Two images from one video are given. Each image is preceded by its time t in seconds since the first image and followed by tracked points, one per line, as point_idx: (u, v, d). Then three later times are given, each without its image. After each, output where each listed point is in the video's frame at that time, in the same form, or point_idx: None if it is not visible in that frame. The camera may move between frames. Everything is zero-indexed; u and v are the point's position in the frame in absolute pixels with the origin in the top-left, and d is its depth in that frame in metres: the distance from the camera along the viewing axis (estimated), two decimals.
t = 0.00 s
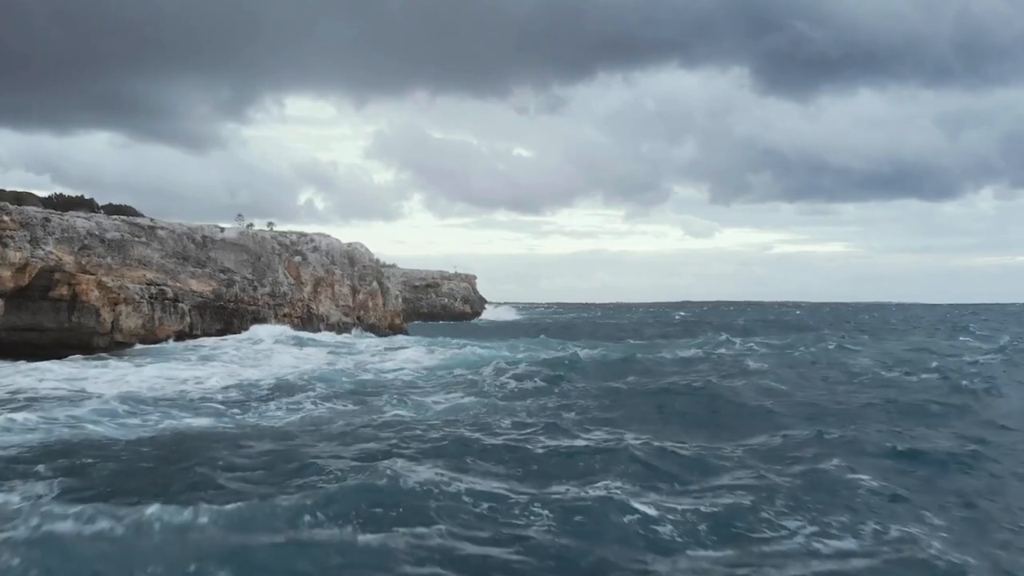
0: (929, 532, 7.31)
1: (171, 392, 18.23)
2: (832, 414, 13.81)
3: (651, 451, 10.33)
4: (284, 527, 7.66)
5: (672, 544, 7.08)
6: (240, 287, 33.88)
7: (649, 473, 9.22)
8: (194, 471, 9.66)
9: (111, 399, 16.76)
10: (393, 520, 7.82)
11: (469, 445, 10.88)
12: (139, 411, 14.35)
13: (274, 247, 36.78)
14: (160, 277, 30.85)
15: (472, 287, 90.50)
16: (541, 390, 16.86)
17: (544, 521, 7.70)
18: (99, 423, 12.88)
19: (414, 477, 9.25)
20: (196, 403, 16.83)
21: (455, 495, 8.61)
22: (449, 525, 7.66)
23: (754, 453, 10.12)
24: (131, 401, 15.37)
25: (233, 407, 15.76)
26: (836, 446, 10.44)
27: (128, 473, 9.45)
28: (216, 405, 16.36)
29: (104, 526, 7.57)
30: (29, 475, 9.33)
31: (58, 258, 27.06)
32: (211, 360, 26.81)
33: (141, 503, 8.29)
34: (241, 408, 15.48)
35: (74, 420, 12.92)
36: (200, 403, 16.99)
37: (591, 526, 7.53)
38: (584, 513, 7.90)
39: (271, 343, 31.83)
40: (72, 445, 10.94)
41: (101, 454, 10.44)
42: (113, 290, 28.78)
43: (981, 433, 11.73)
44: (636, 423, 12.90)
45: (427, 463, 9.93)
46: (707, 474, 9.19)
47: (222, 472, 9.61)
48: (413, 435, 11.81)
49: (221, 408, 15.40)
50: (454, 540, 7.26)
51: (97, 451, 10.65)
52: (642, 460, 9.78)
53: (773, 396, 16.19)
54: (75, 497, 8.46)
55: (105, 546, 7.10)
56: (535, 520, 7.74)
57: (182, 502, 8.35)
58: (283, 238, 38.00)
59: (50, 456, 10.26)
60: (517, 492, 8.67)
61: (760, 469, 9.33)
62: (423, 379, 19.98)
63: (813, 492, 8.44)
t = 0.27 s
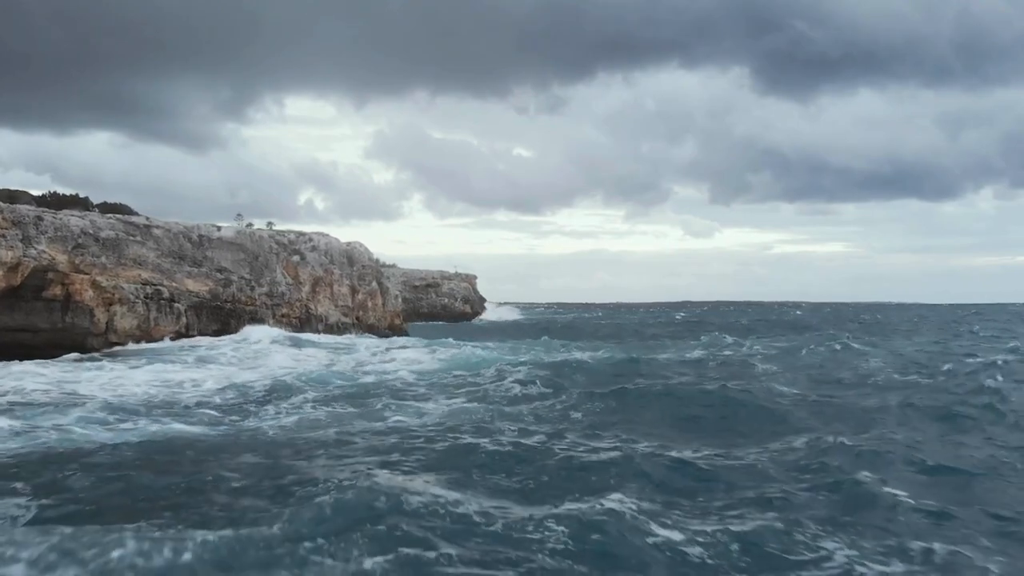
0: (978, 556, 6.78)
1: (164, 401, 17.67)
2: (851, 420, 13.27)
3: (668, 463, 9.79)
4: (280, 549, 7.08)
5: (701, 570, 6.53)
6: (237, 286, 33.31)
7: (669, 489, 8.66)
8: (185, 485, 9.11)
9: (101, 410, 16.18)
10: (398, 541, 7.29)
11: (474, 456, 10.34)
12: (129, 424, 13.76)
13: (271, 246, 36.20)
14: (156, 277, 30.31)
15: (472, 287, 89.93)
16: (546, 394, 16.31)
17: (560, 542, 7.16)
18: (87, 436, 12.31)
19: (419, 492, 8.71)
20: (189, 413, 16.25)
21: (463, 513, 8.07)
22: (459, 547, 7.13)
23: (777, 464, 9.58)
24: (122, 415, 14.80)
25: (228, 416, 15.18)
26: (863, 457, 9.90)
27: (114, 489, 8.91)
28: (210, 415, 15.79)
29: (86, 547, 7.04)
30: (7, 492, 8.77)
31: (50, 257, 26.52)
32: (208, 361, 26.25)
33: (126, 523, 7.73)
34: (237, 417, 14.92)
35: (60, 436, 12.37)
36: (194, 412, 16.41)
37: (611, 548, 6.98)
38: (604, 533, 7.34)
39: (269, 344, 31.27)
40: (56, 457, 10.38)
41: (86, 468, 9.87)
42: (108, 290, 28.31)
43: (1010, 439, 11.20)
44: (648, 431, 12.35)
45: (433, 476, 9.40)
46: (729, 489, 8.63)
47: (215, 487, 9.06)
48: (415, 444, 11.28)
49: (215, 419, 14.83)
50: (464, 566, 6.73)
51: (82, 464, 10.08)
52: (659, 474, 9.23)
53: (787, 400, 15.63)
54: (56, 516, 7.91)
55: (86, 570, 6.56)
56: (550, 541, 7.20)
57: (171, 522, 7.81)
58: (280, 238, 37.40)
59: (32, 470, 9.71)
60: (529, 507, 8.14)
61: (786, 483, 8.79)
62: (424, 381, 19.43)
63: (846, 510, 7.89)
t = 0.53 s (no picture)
0: None
1: (157, 408, 17.17)
2: (871, 425, 12.73)
3: (686, 476, 9.23)
4: None
5: None
6: (234, 286, 32.76)
7: (690, 507, 8.11)
8: (173, 502, 8.59)
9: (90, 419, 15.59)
10: (402, 568, 6.76)
11: (481, 468, 9.81)
12: (118, 436, 13.20)
13: (269, 246, 35.58)
14: (151, 276, 29.79)
15: (472, 287, 89.36)
16: (552, 398, 15.76)
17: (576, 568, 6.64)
18: (74, 447, 11.77)
19: (422, 511, 8.18)
20: (183, 420, 15.69)
21: (471, 535, 7.54)
22: (469, 575, 6.59)
23: (803, 477, 9.02)
24: (111, 425, 14.23)
25: (223, 425, 14.62)
26: (893, 469, 9.35)
27: (97, 505, 8.39)
28: (204, 422, 15.22)
29: None
30: None
31: (43, 256, 26.03)
32: (205, 363, 25.71)
33: (106, 546, 7.20)
34: (231, 425, 14.35)
35: (45, 446, 11.86)
36: (188, 420, 15.85)
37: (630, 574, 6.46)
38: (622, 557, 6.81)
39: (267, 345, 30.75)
40: (38, 471, 9.87)
41: (68, 483, 9.30)
42: (102, 290, 27.85)
43: None
44: (661, 438, 11.79)
45: (438, 492, 8.87)
46: (755, 507, 8.08)
47: (206, 504, 8.49)
48: (418, 454, 10.75)
49: (208, 428, 14.28)
50: None
51: (65, 479, 9.51)
52: (678, 489, 8.68)
53: (801, 403, 15.09)
54: (32, 538, 7.38)
55: None
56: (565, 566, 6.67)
57: (156, 544, 7.27)
58: (278, 237, 36.79)
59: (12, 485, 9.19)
60: (542, 528, 7.61)
61: (815, 500, 8.23)
62: (425, 384, 18.86)
63: (885, 532, 7.33)
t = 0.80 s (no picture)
0: None
1: (151, 415, 16.65)
2: (896, 432, 12.17)
3: (707, 493, 8.64)
4: None
5: None
6: (231, 286, 32.12)
7: (716, 528, 7.54)
8: (161, 520, 8.06)
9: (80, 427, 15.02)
10: None
11: (488, 483, 9.23)
12: (108, 444, 12.63)
13: (267, 245, 34.79)
14: (147, 276, 29.25)
15: (473, 287, 88.75)
16: (559, 403, 15.17)
17: None
18: (60, 457, 11.25)
19: (427, 532, 7.64)
20: (177, 427, 15.12)
21: (480, 562, 6.97)
22: None
23: (832, 494, 8.46)
24: (100, 433, 13.67)
25: (218, 432, 14.06)
26: (927, 486, 8.78)
27: (80, 525, 7.87)
28: (199, 428, 14.67)
29: None
30: None
31: (35, 255, 25.55)
32: (201, 365, 25.15)
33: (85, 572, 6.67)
34: (226, 433, 13.78)
35: (30, 456, 11.33)
36: (182, 426, 15.28)
37: None
38: None
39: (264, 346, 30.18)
40: (19, 485, 9.35)
41: (48, 500, 8.72)
42: (96, 289, 27.35)
43: None
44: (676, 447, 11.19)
45: (442, 511, 8.31)
46: (785, 529, 7.50)
47: (194, 525, 7.91)
48: (421, 467, 10.16)
49: (202, 435, 13.72)
50: None
51: (45, 494, 8.94)
52: (700, 508, 8.10)
53: (818, 408, 14.51)
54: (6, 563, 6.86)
55: None
56: None
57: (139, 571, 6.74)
58: (276, 236, 35.99)
59: None
60: (556, 553, 7.05)
61: (850, 521, 7.65)
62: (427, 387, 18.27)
63: (930, 559, 6.76)
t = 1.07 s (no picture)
0: None
1: (144, 420, 16.14)
2: (920, 439, 11.60)
3: (728, 511, 8.09)
4: None
5: None
6: (228, 286, 31.27)
7: (741, 552, 6.99)
8: (144, 540, 7.55)
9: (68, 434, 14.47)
10: None
11: (494, 499, 8.66)
12: (95, 452, 12.09)
13: (265, 244, 33.75)
14: (141, 276, 28.70)
15: (473, 287, 88.15)
16: (565, 408, 14.58)
17: None
18: (44, 466, 10.74)
19: (429, 553, 7.10)
20: (169, 433, 14.57)
21: None
22: None
23: (862, 513, 7.90)
24: (89, 441, 13.13)
25: (211, 438, 13.50)
26: (961, 503, 8.22)
27: (57, 547, 7.35)
28: (191, 435, 14.11)
29: None
30: None
31: (27, 254, 25.10)
32: (197, 366, 24.57)
33: None
34: (220, 438, 13.22)
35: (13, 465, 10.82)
36: (174, 432, 14.73)
37: None
38: None
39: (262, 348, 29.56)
40: None
41: (25, 518, 8.18)
42: (90, 290, 26.85)
43: None
44: (691, 456, 10.63)
45: (446, 529, 7.76)
46: (815, 552, 6.96)
47: (179, 547, 7.36)
48: (422, 477, 9.58)
49: (195, 441, 13.17)
50: None
51: (22, 512, 8.39)
52: (722, 527, 7.55)
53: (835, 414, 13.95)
54: None
55: None
56: None
57: None
58: (274, 234, 34.95)
59: None
60: None
61: (885, 544, 7.09)
62: (428, 390, 17.63)
63: None
